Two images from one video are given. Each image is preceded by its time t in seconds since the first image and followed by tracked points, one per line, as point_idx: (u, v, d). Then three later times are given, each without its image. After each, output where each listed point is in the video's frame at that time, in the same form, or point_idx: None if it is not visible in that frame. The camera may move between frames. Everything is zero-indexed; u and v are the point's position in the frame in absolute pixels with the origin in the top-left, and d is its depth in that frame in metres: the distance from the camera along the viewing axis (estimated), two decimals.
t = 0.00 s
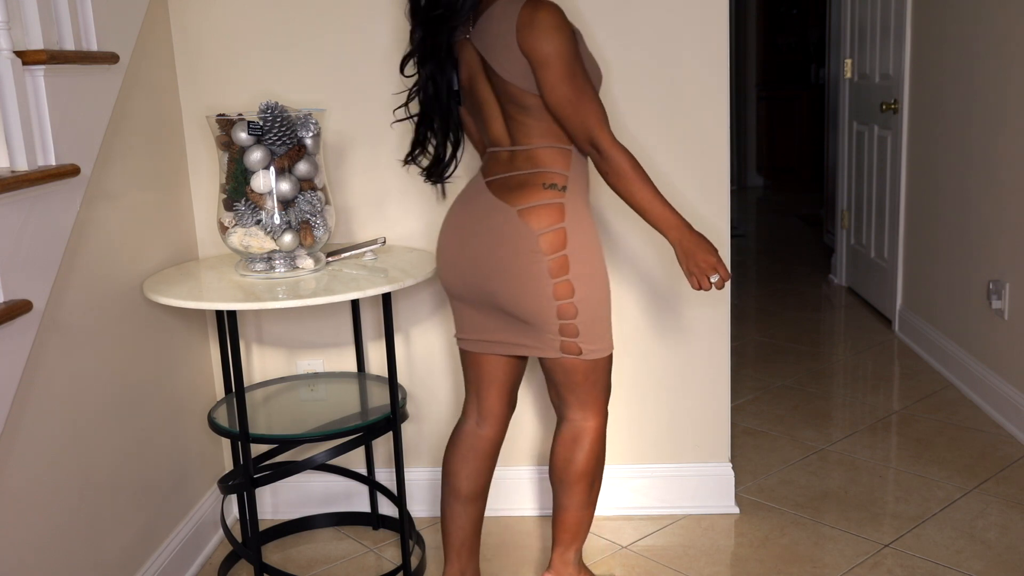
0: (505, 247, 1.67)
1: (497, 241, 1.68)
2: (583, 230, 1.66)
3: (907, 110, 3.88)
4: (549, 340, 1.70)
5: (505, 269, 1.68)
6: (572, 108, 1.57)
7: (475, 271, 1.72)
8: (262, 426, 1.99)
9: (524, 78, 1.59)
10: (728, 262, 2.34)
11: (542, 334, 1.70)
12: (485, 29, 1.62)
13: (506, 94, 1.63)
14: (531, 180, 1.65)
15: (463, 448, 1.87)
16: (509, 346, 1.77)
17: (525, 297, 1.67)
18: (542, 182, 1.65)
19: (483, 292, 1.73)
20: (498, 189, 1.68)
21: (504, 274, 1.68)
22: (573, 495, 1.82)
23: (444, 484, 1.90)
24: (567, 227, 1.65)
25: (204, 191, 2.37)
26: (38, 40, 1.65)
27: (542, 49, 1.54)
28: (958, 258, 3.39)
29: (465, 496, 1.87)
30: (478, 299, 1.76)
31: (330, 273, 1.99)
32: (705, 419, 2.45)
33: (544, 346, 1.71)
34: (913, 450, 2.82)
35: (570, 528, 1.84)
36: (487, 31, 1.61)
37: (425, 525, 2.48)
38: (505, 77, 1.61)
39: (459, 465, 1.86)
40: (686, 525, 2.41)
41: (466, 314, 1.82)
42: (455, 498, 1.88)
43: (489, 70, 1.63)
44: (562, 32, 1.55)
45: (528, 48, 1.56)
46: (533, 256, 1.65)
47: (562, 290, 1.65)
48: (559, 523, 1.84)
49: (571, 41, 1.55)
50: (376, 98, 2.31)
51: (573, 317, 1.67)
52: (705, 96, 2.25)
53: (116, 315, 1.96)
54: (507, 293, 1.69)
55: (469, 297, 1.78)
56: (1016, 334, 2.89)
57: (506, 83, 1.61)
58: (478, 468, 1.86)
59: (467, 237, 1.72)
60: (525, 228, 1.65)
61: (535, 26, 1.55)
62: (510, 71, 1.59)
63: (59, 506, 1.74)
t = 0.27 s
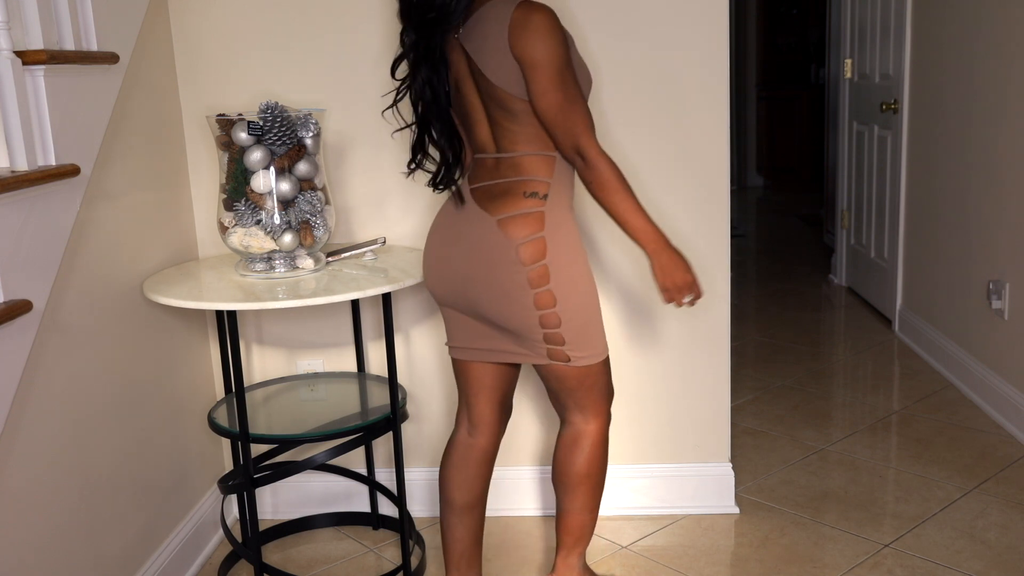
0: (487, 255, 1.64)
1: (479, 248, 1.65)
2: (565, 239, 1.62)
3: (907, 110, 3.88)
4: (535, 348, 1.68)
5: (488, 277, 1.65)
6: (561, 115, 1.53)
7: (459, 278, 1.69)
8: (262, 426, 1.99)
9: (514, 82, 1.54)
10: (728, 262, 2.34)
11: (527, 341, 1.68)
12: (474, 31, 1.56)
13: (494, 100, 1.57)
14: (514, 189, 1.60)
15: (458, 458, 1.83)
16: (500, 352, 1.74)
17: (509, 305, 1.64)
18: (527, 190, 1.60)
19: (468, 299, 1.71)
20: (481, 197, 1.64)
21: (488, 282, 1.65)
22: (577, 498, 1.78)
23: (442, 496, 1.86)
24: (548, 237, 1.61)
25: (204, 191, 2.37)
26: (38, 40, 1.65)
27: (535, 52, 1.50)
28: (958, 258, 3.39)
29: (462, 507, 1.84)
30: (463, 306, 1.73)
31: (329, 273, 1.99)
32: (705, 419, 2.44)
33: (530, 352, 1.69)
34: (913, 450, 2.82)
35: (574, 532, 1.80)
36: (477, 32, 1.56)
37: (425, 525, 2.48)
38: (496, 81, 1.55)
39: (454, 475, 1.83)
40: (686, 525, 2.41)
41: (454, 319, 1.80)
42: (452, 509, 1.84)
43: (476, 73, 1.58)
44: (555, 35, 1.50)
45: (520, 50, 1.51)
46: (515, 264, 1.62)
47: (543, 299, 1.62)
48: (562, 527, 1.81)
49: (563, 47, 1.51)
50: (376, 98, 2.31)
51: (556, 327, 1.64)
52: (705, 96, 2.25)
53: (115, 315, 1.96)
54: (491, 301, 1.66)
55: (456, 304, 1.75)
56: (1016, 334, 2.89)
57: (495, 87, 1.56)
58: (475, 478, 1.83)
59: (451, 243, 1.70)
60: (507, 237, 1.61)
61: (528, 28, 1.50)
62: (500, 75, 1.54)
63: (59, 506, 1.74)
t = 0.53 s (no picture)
0: (481, 265, 1.61)
1: (473, 256, 1.62)
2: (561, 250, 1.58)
3: (907, 110, 3.88)
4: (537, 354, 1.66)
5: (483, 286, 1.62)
6: (557, 122, 1.49)
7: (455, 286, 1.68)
8: (262, 426, 1.99)
9: (513, 86, 1.51)
10: (728, 262, 2.34)
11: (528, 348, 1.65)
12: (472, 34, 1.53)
13: (490, 106, 1.54)
14: (509, 197, 1.58)
15: (464, 460, 1.81)
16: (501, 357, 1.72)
17: (506, 313, 1.62)
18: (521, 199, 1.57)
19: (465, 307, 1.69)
20: (477, 205, 1.61)
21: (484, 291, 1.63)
22: (596, 494, 1.71)
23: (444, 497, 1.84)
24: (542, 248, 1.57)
25: (204, 191, 2.37)
26: (38, 40, 1.65)
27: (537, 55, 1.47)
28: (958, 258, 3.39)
29: (465, 509, 1.81)
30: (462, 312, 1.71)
31: (329, 273, 1.99)
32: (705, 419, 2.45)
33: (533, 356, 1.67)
34: (913, 450, 2.82)
35: (592, 529, 1.72)
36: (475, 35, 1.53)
37: (425, 525, 2.48)
38: (495, 85, 1.52)
39: (460, 478, 1.81)
40: (686, 525, 2.41)
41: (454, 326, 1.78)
42: (456, 511, 1.82)
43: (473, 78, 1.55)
44: (555, 36, 1.47)
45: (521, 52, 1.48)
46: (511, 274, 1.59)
47: (539, 310, 1.59)
48: (580, 523, 1.73)
49: (563, 51, 1.48)
50: (376, 98, 2.31)
51: (552, 339, 1.61)
52: (705, 96, 2.25)
53: (115, 315, 1.95)
54: (488, 310, 1.64)
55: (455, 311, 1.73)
56: (1016, 334, 2.89)
57: (494, 91, 1.53)
58: (479, 479, 1.80)
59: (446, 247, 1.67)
60: (501, 246, 1.59)
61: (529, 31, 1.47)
62: (500, 79, 1.51)
63: (59, 506, 1.73)
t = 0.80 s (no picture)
0: (515, 258, 1.62)
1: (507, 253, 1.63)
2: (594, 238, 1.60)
3: (907, 110, 3.88)
4: (570, 350, 1.64)
5: (518, 279, 1.63)
6: (586, 117, 1.54)
7: (486, 282, 1.68)
8: (262, 426, 1.99)
9: (540, 79, 1.53)
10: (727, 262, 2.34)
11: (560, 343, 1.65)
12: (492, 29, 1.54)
13: (516, 99, 1.56)
14: (540, 190, 1.59)
15: (484, 456, 1.81)
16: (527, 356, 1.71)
17: (542, 306, 1.62)
18: (552, 191, 1.58)
19: (495, 303, 1.68)
20: (507, 199, 1.62)
21: (518, 283, 1.63)
22: (628, 521, 1.70)
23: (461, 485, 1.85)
24: (580, 236, 1.58)
25: (204, 191, 2.37)
26: (38, 40, 1.65)
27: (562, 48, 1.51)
28: (958, 258, 3.39)
29: (479, 504, 1.84)
30: (492, 310, 1.71)
31: (330, 273, 1.99)
32: (705, 419, 2.45)
33: (562, 357, 1.66)
34: (913, 450, 2.82)
35: (633, 559, 1.70)
36: (495, 30, 1.54)
37: (425, 525, 2.48)
38: (520, 78, 1.54)
39: (479, 473, 1.82)
40: (686, 525, 2.41)
41: (479, 326, 1.77)
42: (472, 504, 1.85)
43: (496, 72, 1.56)
44: (584, 32, 1.51)
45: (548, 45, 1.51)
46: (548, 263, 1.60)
47: (578, 297, 1.60)
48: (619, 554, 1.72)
49: (589, 42, 1.52)
50: (376, 99, 2.31)
51: (593, 327, 1.61)
52: (705, 96, 2.25)
53: (116, 316, 1.96)
54: (521, 303, 1.64)
55: (482, 309, 1.73)
56: (1016, 334, 2.89)
57: (518, 86, 1.54)
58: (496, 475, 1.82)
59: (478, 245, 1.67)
60: (537, 236, 1.60)
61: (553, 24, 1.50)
62: (526, 72, 1.53)
63: (59, 506, 1.74)
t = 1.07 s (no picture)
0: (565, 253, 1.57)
1: (552, 248, 1.58)
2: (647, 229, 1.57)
3: (907, 110, 3.88)
4: (620, 349, 1.59)
5: (567, 275, 1.57)
6: (639, 110, 1.47)
7: (532, 280, 1.62)
8: (262, 426, 1.99)
9: (592, 74, 1.47)
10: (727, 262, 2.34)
11: (609, 342, 1.59)
12: (541, 24, 1.49)
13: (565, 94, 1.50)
14: (591, 184, 1.54)
15: (513, 449, 1.80)
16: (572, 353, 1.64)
17: (592, 302, 1.57)
18: (603, 184, 1.54)
19: (540, 300, 1.63)
20: (556, 194, 1.57)
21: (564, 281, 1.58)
22: (632, 536, 1.68)
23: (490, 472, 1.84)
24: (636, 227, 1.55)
25: (204, 191, 2.37)
26: (38, 40, 1.65)
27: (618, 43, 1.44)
28: (957, 258, 3.39)
29: (508, 497, 1.82)
30: (536, 309, 1.65)
31: (330, 273, 1.99)
32: (705, 419, 2.45)
33: (606, 358, 1.60)
34: (913, 450, 2.82)
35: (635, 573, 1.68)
36: (544, 26, 1.49)
37: (426, 525, 2.48)
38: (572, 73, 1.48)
39: (504, 466, 1.81)
40: (686, 525, 2.41)
41: (520, 323, 1.72)
42: (499, 495, 1.82)
43: (544, 68, 1.51)
44: (636, 22, 1.45)
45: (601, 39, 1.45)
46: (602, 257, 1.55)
47: (633, 291, 1.55)
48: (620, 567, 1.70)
49: (643, 33, 1.46)
50: (376, 99, 2.31)
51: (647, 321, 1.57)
52: (705, 96, 2.25)
53: (116, 316, 1.96)
54: (571, 300, 1.58)
55: (525, 306, 1.67)
56: (1016, 334, 2.89)
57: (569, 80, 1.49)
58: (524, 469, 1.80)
59: (523, 241, 1.63)
60: (589, 231, 1.55)
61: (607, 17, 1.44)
62: (578, 67, 1.47)
63: (60, 506, 1.74)
